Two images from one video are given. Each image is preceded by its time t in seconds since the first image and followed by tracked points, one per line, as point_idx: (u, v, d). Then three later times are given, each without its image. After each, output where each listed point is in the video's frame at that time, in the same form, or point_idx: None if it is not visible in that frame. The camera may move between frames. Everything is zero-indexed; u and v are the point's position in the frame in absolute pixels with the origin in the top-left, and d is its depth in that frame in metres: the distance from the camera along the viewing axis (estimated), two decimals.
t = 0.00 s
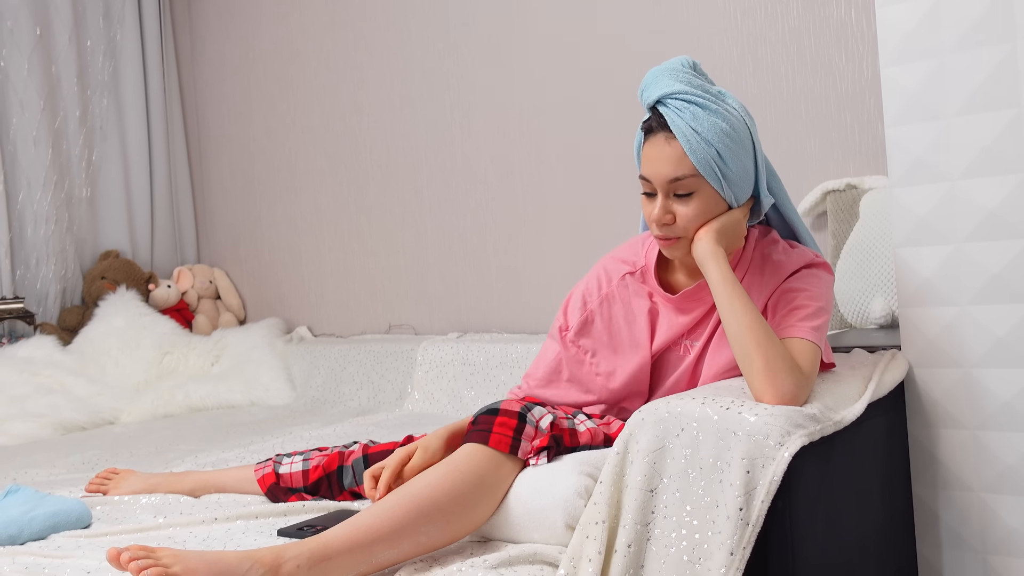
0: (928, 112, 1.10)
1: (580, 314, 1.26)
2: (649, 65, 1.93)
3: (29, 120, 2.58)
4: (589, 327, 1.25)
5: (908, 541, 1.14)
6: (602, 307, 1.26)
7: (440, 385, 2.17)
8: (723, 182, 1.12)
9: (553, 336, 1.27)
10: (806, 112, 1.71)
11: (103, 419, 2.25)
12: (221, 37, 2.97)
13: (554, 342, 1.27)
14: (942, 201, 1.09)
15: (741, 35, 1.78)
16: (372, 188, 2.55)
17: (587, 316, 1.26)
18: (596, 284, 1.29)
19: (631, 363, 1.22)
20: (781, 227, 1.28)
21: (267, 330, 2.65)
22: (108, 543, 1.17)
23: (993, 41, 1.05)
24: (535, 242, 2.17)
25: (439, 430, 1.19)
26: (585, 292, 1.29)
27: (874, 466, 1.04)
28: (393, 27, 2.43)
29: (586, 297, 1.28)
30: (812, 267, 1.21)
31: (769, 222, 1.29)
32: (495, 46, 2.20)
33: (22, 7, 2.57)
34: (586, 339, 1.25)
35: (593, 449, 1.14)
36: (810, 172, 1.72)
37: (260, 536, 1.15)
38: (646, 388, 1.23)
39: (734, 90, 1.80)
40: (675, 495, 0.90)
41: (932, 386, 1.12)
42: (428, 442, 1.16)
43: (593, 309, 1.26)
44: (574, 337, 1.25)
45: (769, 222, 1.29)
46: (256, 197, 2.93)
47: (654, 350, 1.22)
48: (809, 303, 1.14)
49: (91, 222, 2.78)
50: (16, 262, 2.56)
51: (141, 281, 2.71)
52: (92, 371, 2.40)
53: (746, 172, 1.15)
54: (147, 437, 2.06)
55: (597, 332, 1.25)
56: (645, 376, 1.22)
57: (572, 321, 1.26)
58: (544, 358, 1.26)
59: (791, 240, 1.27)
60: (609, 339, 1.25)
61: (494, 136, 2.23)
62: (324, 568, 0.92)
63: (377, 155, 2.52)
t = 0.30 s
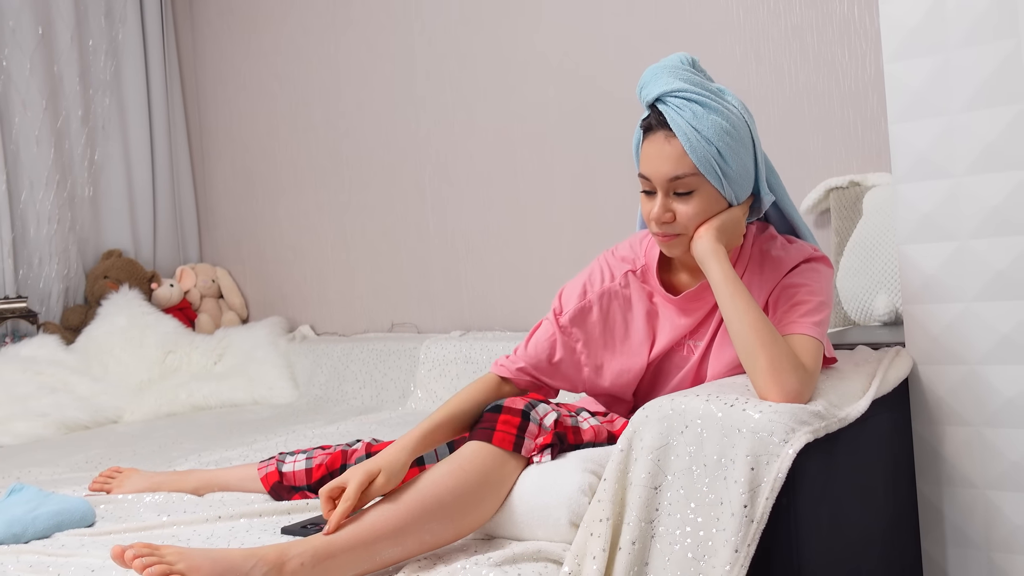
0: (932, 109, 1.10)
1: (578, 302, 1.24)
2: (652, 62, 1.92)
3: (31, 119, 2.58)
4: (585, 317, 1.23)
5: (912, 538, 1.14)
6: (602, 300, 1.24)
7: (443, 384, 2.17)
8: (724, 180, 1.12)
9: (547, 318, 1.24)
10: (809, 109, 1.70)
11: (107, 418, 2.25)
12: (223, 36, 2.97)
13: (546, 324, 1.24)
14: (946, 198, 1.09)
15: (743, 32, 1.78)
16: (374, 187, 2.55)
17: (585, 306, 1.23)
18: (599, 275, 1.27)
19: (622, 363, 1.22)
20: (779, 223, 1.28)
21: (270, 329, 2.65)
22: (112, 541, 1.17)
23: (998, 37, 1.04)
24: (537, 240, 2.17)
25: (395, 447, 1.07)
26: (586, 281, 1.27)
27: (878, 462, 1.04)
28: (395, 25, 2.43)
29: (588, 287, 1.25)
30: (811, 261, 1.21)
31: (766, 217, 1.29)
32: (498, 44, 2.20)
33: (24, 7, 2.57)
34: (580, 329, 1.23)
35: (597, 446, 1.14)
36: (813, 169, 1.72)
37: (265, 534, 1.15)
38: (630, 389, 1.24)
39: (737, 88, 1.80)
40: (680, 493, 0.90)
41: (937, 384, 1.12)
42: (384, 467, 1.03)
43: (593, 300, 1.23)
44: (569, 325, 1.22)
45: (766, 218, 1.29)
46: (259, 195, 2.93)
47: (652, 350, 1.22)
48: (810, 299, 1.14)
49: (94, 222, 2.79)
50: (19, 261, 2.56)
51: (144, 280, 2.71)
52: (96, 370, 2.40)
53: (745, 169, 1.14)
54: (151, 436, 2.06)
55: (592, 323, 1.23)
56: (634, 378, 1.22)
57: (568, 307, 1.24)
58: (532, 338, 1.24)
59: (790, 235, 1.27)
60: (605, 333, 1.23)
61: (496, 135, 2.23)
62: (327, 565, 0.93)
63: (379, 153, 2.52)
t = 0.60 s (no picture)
0: (941, 106, 1.10)
1: (585, 297, 1.22)
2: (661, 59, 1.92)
3: (43, 119, 2.60)
4: (589, 312, 1.21)
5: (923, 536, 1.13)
6: (608, 297, 1.22)
7: (453, 382, 2.17)
8: (726, 179, 1.12)
9: (553, 312, 1.22)
10: (819, 106, 1.70)
11: (118, 415, 2.27)
12: (232, 35, 2.98)
13: (551, 316, 1.22)
14: (957, 195, 1.09)
15: (753, 30, 1.77)
16: (384, 185, 2.55)
17: (591, 302, 1.21)
18: (605, 273, 1.25)
19: (624, 362, 1.22)
20: (778, 217, 1.28)
21: (280, 327, 2.66)
22: (126, 537, 1.18)
23: (1008, 33, 1.04)
24: (546, 238, 2.18)
25: (386, 463, 1.00)
26: (591, 278, 1.25)
27: (889, 459, 1.04)
28: (404, 23, 2.44)
29: (595, 283, 1.23)
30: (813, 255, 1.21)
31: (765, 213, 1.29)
32: (506, 42, 2.20)
33: (35, 6, 2.59)
34: (584, 325, 1.21)
35: (608, 444, 1.14)
36: (822, 167, 1.71)
37: (276, 531, 1.16)
38: (628, 387, 1.24)
39: (746, 85, 1.80)
40: (691, 490, 0.90)
41: (948, 382, 1.11)
42: (374, 497, 0.96)
43: (598, 296, 1.21)
44: (574, 321, 1.20)
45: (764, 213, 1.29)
46: (268, 194, 2.94)
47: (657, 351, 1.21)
48: (815, 293, 1.14)
49: (105, 220, 2.80)
50: (31, 260, 2.58)
51: (155, 279, 2.72)
52: (107, 368, 2.42)
53: (747, 167, 1.14)
54: (162, 434, 2.07)
55: (596, 320, 1.21)
56: (635, 378, 1.22)
57: (573, 300, 1.22)
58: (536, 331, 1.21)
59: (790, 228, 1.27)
60: (608, 330, 1.22)
61: (505, 133, 2.23)
62: (339, 562, 0.93)
63: (388, 151, 2.53)
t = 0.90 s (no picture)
0: (957, 100, 1.09)
1: (589, 289, 1.20)
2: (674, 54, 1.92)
3: (58, 114, 2.62)
4: (593, 306, 1.19)
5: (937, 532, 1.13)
6: (613, 290, 1.20)
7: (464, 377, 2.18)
8: (736, 176, 1.12)
9: (557, 304, 1.22)
10: (833, 101, 1.69)
11: (132, 409, 2.29)
12: (246, 31, 3.00)
13: (557, 308, 1.21)
14: (972, 189, 1.09)
15: (766, 25, 1.77)
16: (396, 180, 2.56)
17: (595, 295, 1.19)
18: (609, 267, 1.23)
19: (626, 357, 1.21)
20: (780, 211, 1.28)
21: (292, 323, 2.68)
22: (142, 529, 1.20)
23: None
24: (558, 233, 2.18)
25: (367, 458, 1.00)
26: (596, 272, 1.23)
27: (903, 454, 1.04)
28: (416, 19, 2.44)
29: (599, 276, 1.22)
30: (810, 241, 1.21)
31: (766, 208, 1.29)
32: (519, 38, 2.20)
33: (50, 3, 2.61)
34: (588, 319, 1.19)
35: (621, 439, 1.14)
36: (836, 162, 1.71)
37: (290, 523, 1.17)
38: (631, 379, 1.24)
39: (759, 80, 1.79)
40: (704, 483, 0.90)
41: (962, 377, 1.11)
42: (353, 492, 0.97)
43: (603, 289, 1.20)
44: (578, 314, 1.19)
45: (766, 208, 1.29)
46: (281, 189, 2.95)
47: (660, 347, 1.20)
48: (816, 281, 1.14)
49: (119, 215, 2.82)
50: (46, 255, 2.60)
51: (168, 274, 2.74)
52: (121, 362, 2.44)
53: (756, 164, 1.14)
54: (175, 427, 2.09)
55: (600, 313, 1.19)
56: (637, 371, 1.22)
57: (578, 292, 1.21)
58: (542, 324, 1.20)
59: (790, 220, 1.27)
60: (613, 324, 1.20)
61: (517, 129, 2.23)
62: (356, 552, 0.94)
63: (400, 147, 2.53)
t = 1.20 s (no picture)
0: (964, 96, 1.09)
1: (593, 290, 1.20)
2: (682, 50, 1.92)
3: (69, 110, 2.64)
4: (598, 306, 1.19)
5: (943, 527, 1.14)
6: (616, 290, 1.20)
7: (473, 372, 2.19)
8: (750, 172, 1.12)
9: (562, 305, 1.21)
10: (841, 97, 1.70)
11: (144, 403, 2.31)
12: (256, 27, 3.01)
13: (562, 309, 1.21)
14: (979, 185, 1.09)
15: (775, 21, 1.77)
16: (405, 176, 2.57)
17: (600, 295, 1.19)
18: (613, 267, 1.24)
19: (631, 356, 1.22)
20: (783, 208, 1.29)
21: (302, 318, 2.69)
22: (154, 520, 1.21)
23: None
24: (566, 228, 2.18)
25: (373, 460, 0.97)
26: (599, 272, 1.24)
27: (909, 448, 1.04)
28: (425, 16, 2.45)
29: (603, 276, 1.22)
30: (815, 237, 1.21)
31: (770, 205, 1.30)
32: (527, 34, 2.21)
33: None
34: (593, 319, 1.19)
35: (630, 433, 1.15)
36: (844, 158, 1.71)
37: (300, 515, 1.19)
38: (634, 376, 1.25)
39: (767, 76, 1.79)
40: (710, 477, 0.91)
41: (968, 373, 1.12)
42: (360, 493, 0.95)
43: (607, 288, 1.20)
44: (583, 314, 1.18)
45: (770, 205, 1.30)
46: (291, 184, 2.97)
47: (665, 346, 1.20)
48: (823, 276, 1.15)
49: (130, 211, 2.84)
50: (58, 250, 2.62)
51: (179, 269, 2.76)
52: (133, 356, 2.46)
53: (767, 162, 1.15)
54: (186, 421, 2.11)
55: (604, 313, 1.19)
56: (642, 368, 1.23)
57: (582, 292, 1.20)
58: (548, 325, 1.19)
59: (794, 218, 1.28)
60: (617, 323, 1.20)
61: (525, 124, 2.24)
62: (366, 542, 0.95)
63: (409, 143, 2.54)
